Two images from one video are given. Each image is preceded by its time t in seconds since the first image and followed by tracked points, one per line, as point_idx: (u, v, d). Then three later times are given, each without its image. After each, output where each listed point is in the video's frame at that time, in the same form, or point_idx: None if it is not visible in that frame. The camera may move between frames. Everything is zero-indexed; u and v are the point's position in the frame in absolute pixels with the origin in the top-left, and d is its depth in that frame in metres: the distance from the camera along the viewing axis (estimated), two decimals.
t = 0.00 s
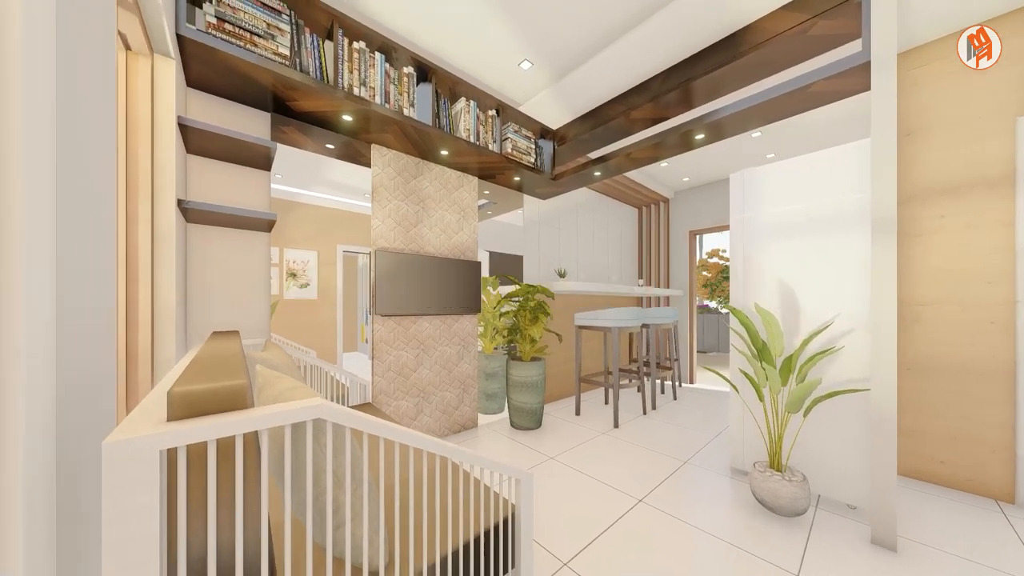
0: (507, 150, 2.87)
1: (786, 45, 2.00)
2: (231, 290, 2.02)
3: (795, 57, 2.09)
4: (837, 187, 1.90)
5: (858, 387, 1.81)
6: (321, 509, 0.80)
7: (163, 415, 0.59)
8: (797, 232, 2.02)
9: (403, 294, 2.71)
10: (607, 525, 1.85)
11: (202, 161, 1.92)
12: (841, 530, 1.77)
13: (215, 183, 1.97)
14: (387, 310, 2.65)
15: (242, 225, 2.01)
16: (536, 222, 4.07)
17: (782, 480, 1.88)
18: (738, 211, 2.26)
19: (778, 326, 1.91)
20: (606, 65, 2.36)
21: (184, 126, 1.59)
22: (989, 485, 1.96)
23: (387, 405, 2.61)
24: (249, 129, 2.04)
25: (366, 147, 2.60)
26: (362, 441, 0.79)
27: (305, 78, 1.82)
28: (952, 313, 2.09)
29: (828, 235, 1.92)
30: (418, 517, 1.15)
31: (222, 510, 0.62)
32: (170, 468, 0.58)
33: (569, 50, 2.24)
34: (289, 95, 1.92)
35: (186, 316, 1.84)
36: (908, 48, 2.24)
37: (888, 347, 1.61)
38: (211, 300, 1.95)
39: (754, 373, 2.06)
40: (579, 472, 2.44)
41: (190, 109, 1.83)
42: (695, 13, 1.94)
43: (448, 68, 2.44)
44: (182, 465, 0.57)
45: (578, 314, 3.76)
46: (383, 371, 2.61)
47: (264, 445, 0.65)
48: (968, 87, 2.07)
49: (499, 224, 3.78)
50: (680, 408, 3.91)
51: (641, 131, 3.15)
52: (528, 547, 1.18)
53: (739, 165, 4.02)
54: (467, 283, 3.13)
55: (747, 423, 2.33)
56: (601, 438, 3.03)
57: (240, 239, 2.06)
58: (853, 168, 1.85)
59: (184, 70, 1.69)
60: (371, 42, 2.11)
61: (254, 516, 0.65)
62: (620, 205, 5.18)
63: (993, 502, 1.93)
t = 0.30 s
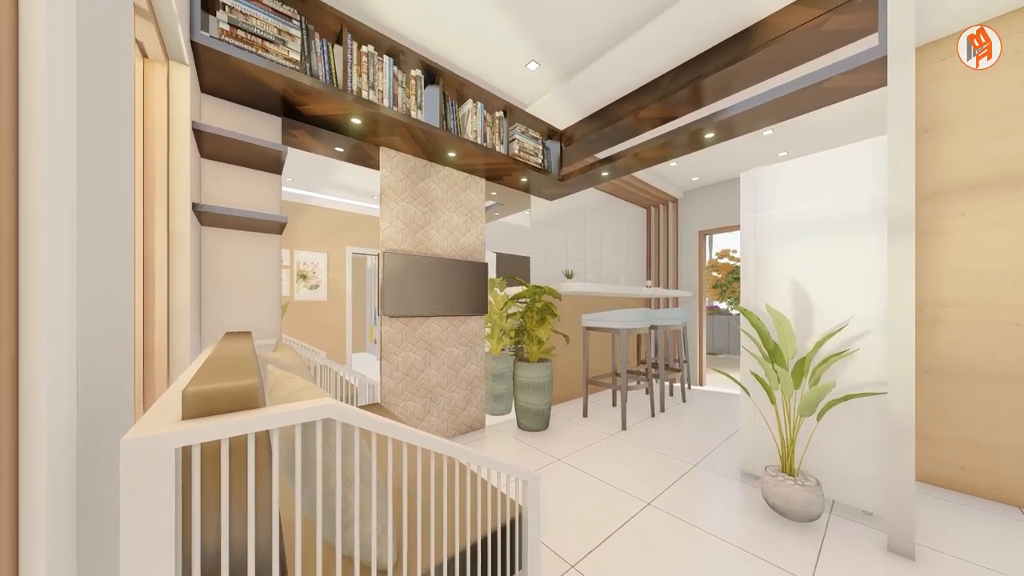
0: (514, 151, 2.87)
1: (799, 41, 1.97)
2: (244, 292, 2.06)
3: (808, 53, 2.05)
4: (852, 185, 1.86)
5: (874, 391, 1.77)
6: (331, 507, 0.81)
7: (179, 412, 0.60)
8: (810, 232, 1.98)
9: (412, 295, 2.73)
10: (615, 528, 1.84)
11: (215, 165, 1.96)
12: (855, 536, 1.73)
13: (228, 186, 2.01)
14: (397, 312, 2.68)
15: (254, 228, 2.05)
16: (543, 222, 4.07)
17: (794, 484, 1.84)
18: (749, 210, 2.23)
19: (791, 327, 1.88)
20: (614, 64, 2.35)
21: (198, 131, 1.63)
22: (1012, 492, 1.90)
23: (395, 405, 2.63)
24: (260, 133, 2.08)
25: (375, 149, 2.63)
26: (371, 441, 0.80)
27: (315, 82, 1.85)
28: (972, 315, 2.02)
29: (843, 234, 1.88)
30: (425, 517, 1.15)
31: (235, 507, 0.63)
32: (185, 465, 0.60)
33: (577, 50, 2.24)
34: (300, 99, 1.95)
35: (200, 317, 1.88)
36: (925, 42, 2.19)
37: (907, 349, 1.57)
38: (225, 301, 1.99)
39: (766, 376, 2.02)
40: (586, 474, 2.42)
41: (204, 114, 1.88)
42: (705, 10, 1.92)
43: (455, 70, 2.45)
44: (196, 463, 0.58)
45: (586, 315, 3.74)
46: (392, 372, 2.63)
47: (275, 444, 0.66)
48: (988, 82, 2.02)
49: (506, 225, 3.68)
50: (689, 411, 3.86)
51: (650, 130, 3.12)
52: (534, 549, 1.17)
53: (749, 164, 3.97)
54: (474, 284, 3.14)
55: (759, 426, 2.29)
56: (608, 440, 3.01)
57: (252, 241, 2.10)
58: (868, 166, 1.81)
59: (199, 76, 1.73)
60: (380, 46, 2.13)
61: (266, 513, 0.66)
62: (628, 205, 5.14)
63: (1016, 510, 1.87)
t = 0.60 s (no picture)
0: (521, 152, 2.87)
1: (813, 36, 1.93)
2: (254, 293, 2.09)
3: (821, 49, 2.01)
4: (868, 183, 1.81)
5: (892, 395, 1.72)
6: (338, 509, 0.81)
7: (188, 414, 0.60)
8: (824, 232, 1.94)
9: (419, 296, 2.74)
10: (623, 532, 1.81)
11: (226, 168, 1.99)
12: (872, 544, 1.68)
13: (238, 189, 2.03)
14: (404, 314, 2.69)
15: (264, 230, 2.07)
16: (549, 223, 4.05)
17: (808, 490, 1.80)
18: (761, 210, 2.18)
19: (804, 329, 1.83)
20: (622, 63, 2.33)
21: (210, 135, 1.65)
22: None
23: (402, 406, 2.64)
24: (270, 136, 2.10)
25: (382, 151, 2.64)
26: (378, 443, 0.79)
27: (323, 85, 1.87)
28: (994, 316, 1.96)
29: (859, 233, 1.83)
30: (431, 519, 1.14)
31: (243, 508, 0.63)
32: (194, 466, 0.60)
33: (584, 50, 2.23)
34: (309, 102, 1.97)
35: (211, 318, 1.91)
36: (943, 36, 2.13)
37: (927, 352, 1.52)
38: (235, 303, 2.02)
39: (778, 379, 1.98)
40: (593, 476, 2.40)
41: (215, 118, 1.91)
42: (715, 6, 1.89)
43: (462, 71, 2.45)
44: (204, 465, 0.58)
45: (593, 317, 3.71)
46: (399, 373, 2.64)
47: (282, 446, 0.65)
48: (1009, 77, 1.96)
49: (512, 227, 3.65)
50: (698, 414, 3.80)
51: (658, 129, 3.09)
52: (541, 553, 1.16)
53: (760, 162, 3.90)
54: (480, 285, 3.13)
55: (771, 430, 2.24)
56: (616, 443, 2.97)
57: (262, 243, 2.13)
58: (885, 163, 1.76)
59: (210, 81, 1.76)
60: (387, 48, 2.14)
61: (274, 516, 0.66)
62: (636, 205, 5.09)
63: None
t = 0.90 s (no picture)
0: (527, 152, 2.85)
1: (827, 30, 1.88)
2: (262, 295, 2.10)
3: (835, 43, 1.96)
4: (886, 180, 1.75)
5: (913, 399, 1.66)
6: (342, 513, 0.80)
7: (191, 418, 0.59)
8: (840, 232, 1.88)
9: (425, 299, 2.74)
10: (632, 538, 1.77)
11: (235, 171, 2.01)
12: (891, 554, 1.62)
13: (248, 192, 2.05)
14: (410, 315, 2.69)
15: (272, 232, 2.08)
16: (556, 224, 4.02)
17: (824, 497, 1.75)
18: (773, 209, 2.13)
19: (819, 331, 1.78)
20: (630, 62, 2.30)
21: (219, 138, 1.67)
22: None
23: (408, 407, 2.64)
24: (278, 138, 2.12)
25: (388, 153, 2.64)
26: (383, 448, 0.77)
27: (329, 87, 1.87)
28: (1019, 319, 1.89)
29: (876, 232, 1.77)
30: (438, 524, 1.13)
31: (245, 514, 0.62)
32: (196, 471, 0.59)
33: (591, 49, 2.21)
34: (316, 104, 1.98)
35: (220, 319, 1.92)
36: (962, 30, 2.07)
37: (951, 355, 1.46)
38: (243, 305, 2.03)
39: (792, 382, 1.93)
40: (601, 480, 2.37)
41: (224, 121, 1.93)
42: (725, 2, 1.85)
43: (468, 71, 2.45)
44: (206, 469, 0.57)
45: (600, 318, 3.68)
46: (405, 375, 2.64)
47: (286, 450, 0.64)
48: None
49: (518, 227, 3.58)
50: (708, 417, 3.74)
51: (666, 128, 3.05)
52: (549, 560, 1.14)
53: (770, 161, 3.83)
54: (487, 287, 3.12)
55: (784, 435, 2.18)
56: (624, 446, 2.93)
57: (270, 245, 2.14)
58: (904, 159, 1.70)
59: (219, 84, 1.77)
60: (393, 50, 2.14)
61: (276, 521, 0.65)
62: (644, 206, 5.04)
63: None
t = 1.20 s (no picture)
0: (533, 152, 2.82)
1: (844, 23, 1.82)
2: (268, 296, 2.10)
3: (852, 36, 1.90)
4: (908, 176, 1.69)
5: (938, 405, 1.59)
6: (343, 522, 0.77)
7: (187, 425, 0.57)
8: (859, 231, 1.81)
9: (431, 300, 2.72)
10: (641, 546, 1.72)
11: (242, 173, 2.01)
12: (914, 566, 1.55)
13: (255, 193, 2.06)
14: (416, 317, 2.67)
15: (278, 234, 2.08)
16: (562, 224, 3.98)
17: (842, 506, 1.68)
18: (788, 208, 2.06)
19: (837, 334, 1.72)
20: (639, 59, 2.26)
21: (225, 139, 1.67)
22: None
23: (413, 410, 2.62)
24: (284, 139, 2.13)
25: (394, 154, 2.63)
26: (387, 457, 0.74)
27: (335, 87, 1.86)
28: None
29: (898, 230, 1.71)
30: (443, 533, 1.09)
31: (242, 526, 0.59)
32: (191, 481, 0.56)
33: (599, 46, 2.17)
34: (321, 104, 1.97)
35: (227, 320, 1.92)
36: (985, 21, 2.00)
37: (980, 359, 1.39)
38: (250, 307, 2.03)
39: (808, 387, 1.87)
40: (609, 485, 2.32)
41: (231, 123, 1.94)
42: None
43: (474, 71, 2.43)
44: (200, 480, 0.55)
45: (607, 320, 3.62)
46: (410, 377, 2.62)
47: (284, 459, 0.61)
48: None
49: (524, 228, 3.59)
50: (718, 421, 3.65)
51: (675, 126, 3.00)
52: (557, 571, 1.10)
53: (782, 159, 3.75)
54: (493, 288, 3.10)
55: (800, 441, 2.11)
56: (632, 450, 2.88)
57: (276, 247, 2.14)
58: (927, 154, 1.63)
59: (226, 86, 1.78)
60: (399, 49, 2.13)
61: (274, 533, 0.62)
62: (652, 206, 4.98)
63: None
